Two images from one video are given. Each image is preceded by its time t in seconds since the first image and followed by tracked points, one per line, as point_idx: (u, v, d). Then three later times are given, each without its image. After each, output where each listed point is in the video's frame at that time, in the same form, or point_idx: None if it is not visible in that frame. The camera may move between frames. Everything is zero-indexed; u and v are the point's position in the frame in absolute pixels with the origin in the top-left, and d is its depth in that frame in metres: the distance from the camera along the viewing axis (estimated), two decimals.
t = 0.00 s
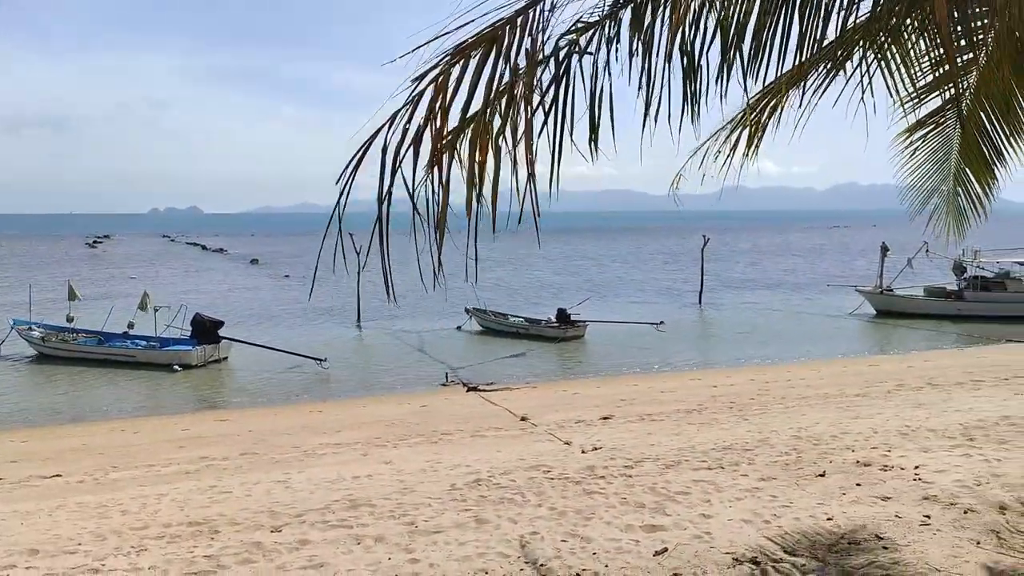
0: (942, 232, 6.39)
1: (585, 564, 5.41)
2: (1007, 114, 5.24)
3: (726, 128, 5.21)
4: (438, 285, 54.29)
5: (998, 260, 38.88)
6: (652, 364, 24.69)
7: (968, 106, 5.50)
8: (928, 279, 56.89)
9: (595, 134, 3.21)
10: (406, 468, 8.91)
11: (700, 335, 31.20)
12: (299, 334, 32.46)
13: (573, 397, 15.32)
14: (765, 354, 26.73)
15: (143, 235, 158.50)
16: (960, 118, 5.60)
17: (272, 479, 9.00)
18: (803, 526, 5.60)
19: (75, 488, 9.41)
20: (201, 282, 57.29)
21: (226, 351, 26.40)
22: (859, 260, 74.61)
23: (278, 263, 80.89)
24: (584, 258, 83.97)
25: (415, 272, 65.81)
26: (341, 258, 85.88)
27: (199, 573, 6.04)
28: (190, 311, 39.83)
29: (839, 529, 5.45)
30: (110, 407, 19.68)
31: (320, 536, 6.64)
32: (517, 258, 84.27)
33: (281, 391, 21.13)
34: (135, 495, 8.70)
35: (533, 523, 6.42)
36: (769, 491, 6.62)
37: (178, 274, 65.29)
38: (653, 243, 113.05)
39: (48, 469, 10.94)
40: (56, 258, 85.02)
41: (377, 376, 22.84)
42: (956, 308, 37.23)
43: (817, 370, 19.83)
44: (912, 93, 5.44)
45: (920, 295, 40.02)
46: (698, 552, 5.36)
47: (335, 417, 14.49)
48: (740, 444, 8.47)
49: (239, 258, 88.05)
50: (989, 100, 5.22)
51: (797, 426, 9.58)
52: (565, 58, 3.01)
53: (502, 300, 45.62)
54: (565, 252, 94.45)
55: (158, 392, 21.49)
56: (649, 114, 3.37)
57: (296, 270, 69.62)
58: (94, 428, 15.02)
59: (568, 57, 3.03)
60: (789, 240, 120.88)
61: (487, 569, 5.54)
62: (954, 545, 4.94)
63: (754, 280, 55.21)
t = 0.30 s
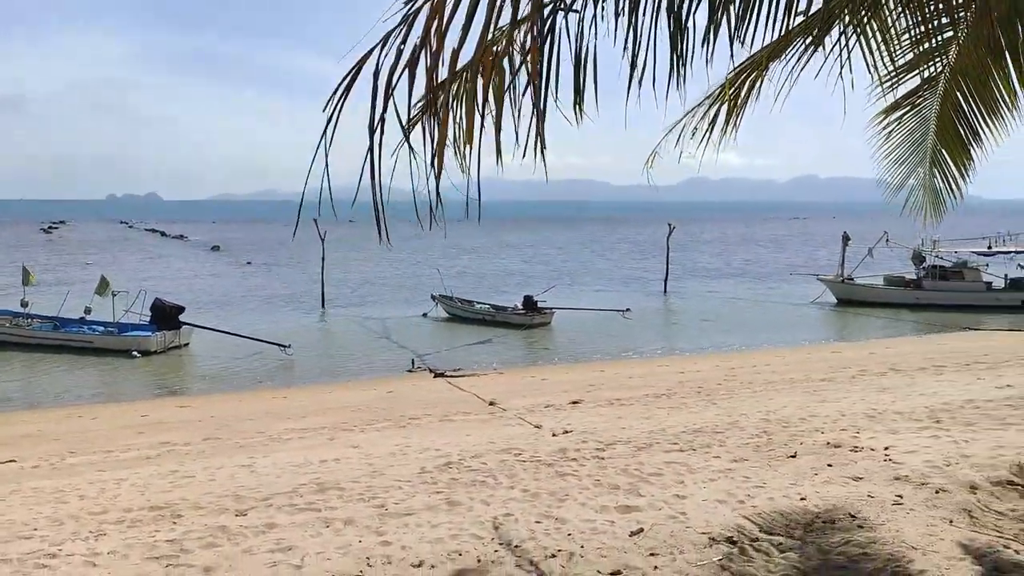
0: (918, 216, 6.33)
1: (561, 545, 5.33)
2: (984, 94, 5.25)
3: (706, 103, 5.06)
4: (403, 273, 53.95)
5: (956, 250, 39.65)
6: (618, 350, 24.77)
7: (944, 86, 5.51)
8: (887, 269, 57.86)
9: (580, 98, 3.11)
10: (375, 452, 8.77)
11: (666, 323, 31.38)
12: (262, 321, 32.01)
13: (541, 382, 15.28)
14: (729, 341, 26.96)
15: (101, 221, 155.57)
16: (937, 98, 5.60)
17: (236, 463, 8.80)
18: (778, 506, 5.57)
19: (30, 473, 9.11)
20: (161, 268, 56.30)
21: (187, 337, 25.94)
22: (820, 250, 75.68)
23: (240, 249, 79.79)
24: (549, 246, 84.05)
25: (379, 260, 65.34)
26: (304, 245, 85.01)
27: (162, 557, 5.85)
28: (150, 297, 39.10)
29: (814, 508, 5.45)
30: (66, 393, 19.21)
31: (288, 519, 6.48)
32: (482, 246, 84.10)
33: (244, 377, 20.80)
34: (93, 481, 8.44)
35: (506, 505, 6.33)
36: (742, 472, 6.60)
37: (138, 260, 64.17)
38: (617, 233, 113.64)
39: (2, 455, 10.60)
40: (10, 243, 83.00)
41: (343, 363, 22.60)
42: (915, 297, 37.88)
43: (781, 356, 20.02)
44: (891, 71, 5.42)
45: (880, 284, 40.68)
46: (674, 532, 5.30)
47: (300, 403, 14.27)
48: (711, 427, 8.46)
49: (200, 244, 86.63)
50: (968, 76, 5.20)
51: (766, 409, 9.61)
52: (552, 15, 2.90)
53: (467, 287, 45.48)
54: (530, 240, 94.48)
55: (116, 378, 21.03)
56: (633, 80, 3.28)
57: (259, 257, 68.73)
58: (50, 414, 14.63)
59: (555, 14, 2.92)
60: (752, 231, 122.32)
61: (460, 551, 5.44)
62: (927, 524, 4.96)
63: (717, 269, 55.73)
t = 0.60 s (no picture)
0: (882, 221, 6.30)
1: (530, 551, 5.24)
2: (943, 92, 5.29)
3: (667, 102, 5.08)
4: (362, 275, 53.51)
5: (907, 249, 40.46)
6: (580, 351, 24.78)
7: (902, 86, 5.55)
8: (841, 267, 58.89)
9: (545, 95, 3.03)
10: (337, 459, 8.62)
11: (626, 323, 31.51)
12: (218, 327, 31.44)
13: (503, 385, 15.20)
14: (689, 340, 27.16)
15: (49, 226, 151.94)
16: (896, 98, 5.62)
17: (193, 473, 8.57)
18: (745, 506, 5.56)
19: None
20: (114, 273, 55.18)
21: (140, 344, 25.37)
22: (775, 250, 76.85)
23: (194, 254, 78.37)
24: (509, 248, 84.03)
25: (338, 263, 64.75)
26: (261, 249, 83.84)
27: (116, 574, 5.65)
28: (102, 303, 38.20)
29: (781, 508, 5.44)
30: (14, 403, 18.63)
31: (248, 531, 6.31)
32: (442, 248, 83.78)
33: (200, 384, 20.39)
34: (42, 495, 8.15)
35: (473, 511, 6.24)
36: (708, 472, 6.59)
37: (88, 265, 62.68)
38: (577, 234, 113.96)
39: None
40: None
41: (301, 367, 22.29)
42: (868, 294, 38.58)
43: (742, 355, 20.21)
44: (852, 71, 5.43)
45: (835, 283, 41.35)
46: (643, 535, 5.26)
47: (259, 410, 14.00)
48: (675, 427, 8.46)
49: (152, 249, 84.87)
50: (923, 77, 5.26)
51: (730, 408, 9.64)
52: (518, 7, 2.80)
53: (427, 290, 45.23)
54: (490, 242, 94.36)
55: (67, 388, 20.45)
56: (599, 76, 3.22)
57: (215, 261, 67.66)
58: None
59: (519, 8, 2.84)
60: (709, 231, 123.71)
61: (427, 560, 5.33)
62: (894, 522, 4.99)
63: (676, 268, 56.21)
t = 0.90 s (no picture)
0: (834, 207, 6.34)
1: (492, 545, 5.14)
2: (897, 79, 5.33)
3: (626, 86, 4.99)
4: (319, 274, 52.88)
5: (859, 242, 41.19)
6: (539, 346, 24.74)
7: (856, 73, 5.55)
8: (794, 262, 59.82)
9: (502, 70, 2.93)
10: (293, 456, 8.42)
11: (584, 318, 31.56)
12: (170, 326, 30.78)
13: (464, 380, 15.07)
14: (647, 334, 27.30)
15: None
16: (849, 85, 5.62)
17: (143, 474, 8.30)
18: (708, 495, 5.52)
19: None
20: (61, 274, 53.76)
21: (89, 345, 24.70)
22: (730, 245, 77.76)
23: (145, 253, 76.72)
24: (467, 245, 83.76)
25: (294, 262, 63.98)
26: (213, 249, 82.41)
27: None
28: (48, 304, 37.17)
29: (743, 495, 5.42)
30: None
31: (200, 531, 6.11)
32: (399, 246, 83.20)
33: (151, 385, 19.91)
34: None
35: (433, 505, 6.12)
36: (670, 462, 6.56)
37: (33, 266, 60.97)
38: (534, 232, 114.06)
39: None
40: None
41: (256, 367, 21.90)
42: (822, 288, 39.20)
43: (699, 348, 20.33)
44: (809, 57, 5.41)
45: (789, 277, 41.95)
46: (607, 526, 5.19)
47: (212, 409, 13.69)
48: (637, 418, 8.43)
49: (100, 249, 82.86)
50: (879, 63, 5.27)
51: (690, 399, 9.65)
52: None
53: (385, 287, 44.85)
54: (448, 240, 94.00)
55: (11, 390, 19.81)
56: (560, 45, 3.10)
57: (167, 261, 66.38)
58: None
59: None
60: (665, 228, 124.80)
61: (387, 555, 5.20)
62: (856, 507, 5.00)
63: (633, 264, 56.58)
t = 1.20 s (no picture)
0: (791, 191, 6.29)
1: (454, 540, 5.01)
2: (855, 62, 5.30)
3: (587, 70, 4.93)
4: (277, 269, 52.18)
5: (815, 233, 41.75)
6: (501, 339, 24.63)
7: (815, 56, 5.51)
8: (753, 254, 60.44)
9: (456, 40, 2.78)
10: (248, 454, 8.21)
11: (546, 311, 31.52)
12: (122, 324, 30.09)
13: (425, 374, 14.89)
14: (609, 326, 27.33)
15: None
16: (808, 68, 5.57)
17: (90, 475, 8.02)
18: (670, 485, 5.45)
19: None
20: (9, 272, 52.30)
21: (37, 344, 24.03)
22: (690, 238, 78.36)
23: (97, 251, 74.96)
24: (427, 240, 83.30)
25: (251, 257, 63.06)
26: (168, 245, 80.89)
27: None
28: None
29: (706, 484, 5.36)
30: None
31: (148, 533, 5.89)
32: (358, 241, 82.45)
33: (102, 384, 19.40)
34: None
35: (392, 500, 5.98)
36: (634, 452, 6.48)
37: None
38: (494, 226, 113.87)
39: None
40: None
41: (212, 364, 21.48)
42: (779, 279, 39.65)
43: (661, 339, 20.38)
44: (769, 38, 5.36)
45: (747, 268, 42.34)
46: (570, 518, 5.08)
47: (166, 408, 13.35)
48: (600, 409, 8.36)
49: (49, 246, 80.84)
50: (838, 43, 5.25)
51: (652, 389, 9.61)
52: None
53: (344, 282, 44.38)
54: (408, 235, 93.39)
55: None
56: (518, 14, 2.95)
57: (120, 258, 64.96)
58: None
59: None
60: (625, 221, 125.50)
61: (344, 554, 5.04)
62: (820, 493, 4.96)
63: (594, 257, 56.71)
